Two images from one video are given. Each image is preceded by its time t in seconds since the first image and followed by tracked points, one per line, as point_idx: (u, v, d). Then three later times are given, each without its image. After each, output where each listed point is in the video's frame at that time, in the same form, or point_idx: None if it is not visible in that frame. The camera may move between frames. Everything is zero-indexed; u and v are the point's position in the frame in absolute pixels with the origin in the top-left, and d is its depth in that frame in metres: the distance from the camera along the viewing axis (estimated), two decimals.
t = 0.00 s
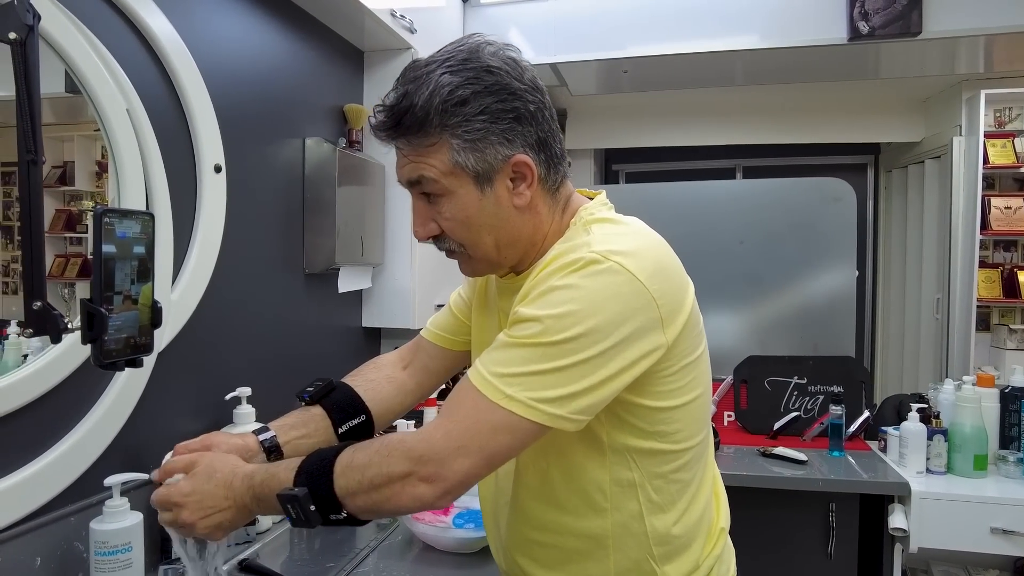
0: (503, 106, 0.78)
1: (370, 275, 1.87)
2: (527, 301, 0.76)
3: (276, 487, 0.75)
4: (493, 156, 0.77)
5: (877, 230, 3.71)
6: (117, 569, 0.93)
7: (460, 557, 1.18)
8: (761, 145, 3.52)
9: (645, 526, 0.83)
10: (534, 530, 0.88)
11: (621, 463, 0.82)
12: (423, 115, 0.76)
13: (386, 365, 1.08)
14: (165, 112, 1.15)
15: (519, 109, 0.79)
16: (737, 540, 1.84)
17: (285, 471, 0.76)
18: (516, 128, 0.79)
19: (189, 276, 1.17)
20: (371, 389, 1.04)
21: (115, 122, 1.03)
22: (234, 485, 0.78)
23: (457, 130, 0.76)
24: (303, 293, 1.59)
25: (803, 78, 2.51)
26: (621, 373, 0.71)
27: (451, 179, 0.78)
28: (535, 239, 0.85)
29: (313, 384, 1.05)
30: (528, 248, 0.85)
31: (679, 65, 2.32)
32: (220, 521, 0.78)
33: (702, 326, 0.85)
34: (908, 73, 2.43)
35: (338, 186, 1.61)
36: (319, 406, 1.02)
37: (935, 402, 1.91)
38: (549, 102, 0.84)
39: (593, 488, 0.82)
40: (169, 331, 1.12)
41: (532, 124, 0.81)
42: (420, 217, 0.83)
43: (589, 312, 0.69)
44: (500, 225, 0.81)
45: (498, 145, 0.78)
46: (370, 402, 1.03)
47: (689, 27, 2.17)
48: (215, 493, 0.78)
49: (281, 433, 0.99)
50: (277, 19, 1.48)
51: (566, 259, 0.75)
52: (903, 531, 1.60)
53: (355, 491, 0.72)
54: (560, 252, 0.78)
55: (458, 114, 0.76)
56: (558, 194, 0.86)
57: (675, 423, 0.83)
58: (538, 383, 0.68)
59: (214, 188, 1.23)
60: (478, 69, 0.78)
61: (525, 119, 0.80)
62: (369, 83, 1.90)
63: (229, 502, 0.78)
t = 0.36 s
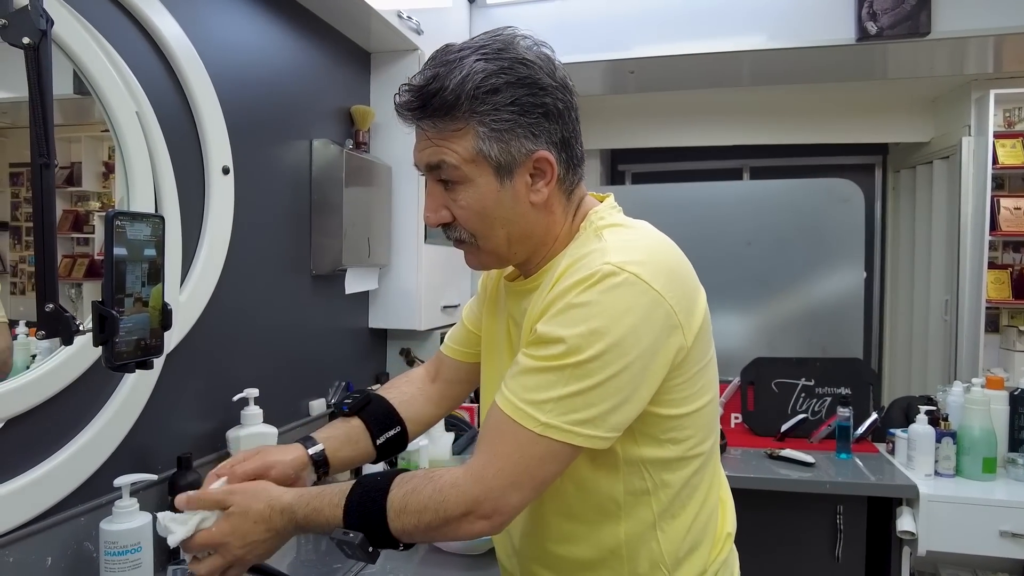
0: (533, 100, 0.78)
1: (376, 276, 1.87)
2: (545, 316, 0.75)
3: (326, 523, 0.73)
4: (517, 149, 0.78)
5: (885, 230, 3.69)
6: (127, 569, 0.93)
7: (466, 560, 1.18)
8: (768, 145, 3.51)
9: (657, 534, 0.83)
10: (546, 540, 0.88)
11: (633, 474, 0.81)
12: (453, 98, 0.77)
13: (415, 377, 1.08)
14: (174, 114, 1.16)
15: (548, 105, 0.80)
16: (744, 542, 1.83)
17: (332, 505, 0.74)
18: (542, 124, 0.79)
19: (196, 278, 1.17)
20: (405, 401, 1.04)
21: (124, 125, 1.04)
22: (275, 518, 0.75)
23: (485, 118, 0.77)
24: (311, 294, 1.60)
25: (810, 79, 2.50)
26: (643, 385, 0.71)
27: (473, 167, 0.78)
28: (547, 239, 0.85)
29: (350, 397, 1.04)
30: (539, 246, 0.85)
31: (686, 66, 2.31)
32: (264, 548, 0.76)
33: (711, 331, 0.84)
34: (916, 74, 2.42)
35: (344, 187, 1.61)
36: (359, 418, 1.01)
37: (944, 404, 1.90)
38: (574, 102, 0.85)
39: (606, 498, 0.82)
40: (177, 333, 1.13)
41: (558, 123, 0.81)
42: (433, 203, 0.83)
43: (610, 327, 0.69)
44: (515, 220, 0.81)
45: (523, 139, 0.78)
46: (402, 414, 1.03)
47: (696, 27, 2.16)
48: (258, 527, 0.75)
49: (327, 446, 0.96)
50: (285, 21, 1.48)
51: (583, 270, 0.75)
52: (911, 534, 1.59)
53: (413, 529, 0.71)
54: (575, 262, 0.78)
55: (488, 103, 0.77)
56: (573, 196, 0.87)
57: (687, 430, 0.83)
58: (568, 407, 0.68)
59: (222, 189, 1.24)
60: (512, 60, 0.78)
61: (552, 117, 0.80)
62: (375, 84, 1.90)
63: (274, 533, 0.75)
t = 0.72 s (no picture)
0: (534, 102, 0.79)
1: (381, 277, 1.88)
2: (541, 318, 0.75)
3: (319, 523, 0.75)
4: (517, 151, 0.78)
5: (889, 230, 3.68)
6: (133, 567, 0.94)
7: (471, 559, 1.19)
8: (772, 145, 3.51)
9: (656, 534, 0.84)
10: (548, 542, 0.88)
11: (633, 474, 0.82)
12: (454, 99, 0.77)
13: (409, 387, 1.08)
14: (179, 116, 1.17)
15: (549, 108, 0.80)
16: (748, 542, 1.83)
17: (325, 505, 0.75)
18: (543, 126, 0.80)
19: (202, 278, 1.18)
20: (397, 410, 1.05)
21: (131, 126, 1.04)
22: (270, 518, 0.78)
23: (485, 119, 0.77)
24: (315, 295, 1.60)
25: (814, 79, 2.50)
26: (638, 387, 0.72)
27: (473, 168, 0.79)
28: (544, 242, 0.86)
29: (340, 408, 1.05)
30: (536, 249, 0.86)
31: (690, 66, 2.31)
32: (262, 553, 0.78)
33: (708, 332, 0.85)
34: (921, 74, 2.41)
35: (349, 188, 1.63)
36: (349, 430, 1.01)
37: (948, 405, 1.89)
38: (574, 105, 0.85)
39: (606, 499, 0.82)
40: (182, 333, 1.13)
41: (558, 126, 0.81)
42: (431, 205, 0.83)
43: (605, 330, 0.69)
44: (513, 222, 0.81)
45: (522, 142, 0.78)
46: (396, 426, 1.03)
47: (700, 28, 2.16)
48: (256, 530, 0.78)
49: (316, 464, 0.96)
50: (290, 23, 1.49)
51: (578, 273, 0.75)
52: (915, 534, 1.59)
53: (405, 529, 0.72)
54: (571, 265, 0.78)
55: (488, 104, 0.77)
56: (572, 199, 0.87)
57: (685, 431, 0.83)
58: (561, 408, 0.69)
59: (227, 190, 1.25)
60: (513, 62, 0.79)
61: (552, 120, 0.81)
62: (379, 85, 1.91)
63: (271, 535, 0.77)
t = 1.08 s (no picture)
0: (496, 116, 0.78)
1: (383, 277, 1.88)
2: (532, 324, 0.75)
3: (305, 522, 0.74)
4: (489, 167, 0.78)
5: (893, 230, 3.67)
6: (136, 565, 0.94)
7: (473, 558, 1.19)
8: (776, 144, 3.50)
9: (655, 535, 0.84)
10: (547, 544, 0.88)
11: (631, 476, 0.82)
12: (415, 130, 0.77)
13: (400, 385, 1.08)
14: (182, 116, 1.17)
15: (512, 117, 0.79)
16: (750, 542, 1.83)
17: (312, 507, 0.75)
18: (511, 138, 0.79)
19: (205, 277, 1.18)
20: (390, 408, 1.05)
21: (133, 127, 1.05)
22: (260, 515, 0.78)
23: (450, 143, 0.77)
24: (318, 294, 1.61)
25: (818, 78, 2.49)
26: (630, 389, 0.72)
27: (447, 192, 0.78)
28: (533, 250, 0.85)
29: (330, 404, 1.05)
30: (527, 257, 0.86)
31: (693, 65, 2.31)
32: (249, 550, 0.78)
33: (705, 332, 0.85)
34: (925, 73, 2.41)
35: (351, 188, 1.64)
36: (341, 426, 1.02)
37: (951, 405, 1.89)
38: (542, 108, 0.84)
39: (604, 501, 0.83)
40: (186, 331, 1.14)
41: (527, 133, 0.81)
42: (418, 233, 0.83)
43: (597, 331, 0.69)
44: (498, 235, 0.81)
45: (493, 156, 0.78)
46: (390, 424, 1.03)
47: (704, 28, 2.16)
48: (245, 526, 0.78)
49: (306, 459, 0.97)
50: (293, 23, 1.50)
51: (569, 276, 0.75)
52: (918, 535, 1.58)
53: (388, 531, 0.72)
54: (564, 268, 0.79)
55: (451, 127, 0.77)
56: (555, 202, 0.87)
57: (681, 433, 0.83)
58: (552, 411, 0.69)
59: (230, 190, 1.25)
60: (469, 80, 0.78)
61: (520, 128, 0.80)
62: (382, 85, 1.91)
63: (259, 533, 0.77)
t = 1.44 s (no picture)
0: (500, 111, 0.78)
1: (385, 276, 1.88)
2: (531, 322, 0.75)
3: (303, 512, 0.75)
4: (493, 161, 0.78)
5: (896, 229, 3.66)
6: (138, 564, 0.94)
7: (474, 558, 1.19)
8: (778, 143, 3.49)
9: (657, 535, 0.84)
10: (548, 545, 0.88)
11: (632, 475, 0.82)
12: (419, 123, 0.76)
13: (402, 387, 1.09)
14: (184, 115, 1.17)
15: (516, 113, 0.80)
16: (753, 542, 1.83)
17: (310, 498, 0.76)
18: (514, 133, 0.79)
19: (207, 276, 1.19)
20: (392, 409, 1.05)
21: (136, 126, 1.05)
22: (259, 506, 0.78)
23: (455, 136, 0.76)
24: (320, 293, 1.61)
25: (821, 77, 2.49)
26: (628, 387, 0.71)
27: (451, 186, 0.78)
28: (533, 247, 0.85)
29: (333, 406, 1.06)
30: (527, 254, 0.85)
31: (696, 64, 2.31)
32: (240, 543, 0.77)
33: (706, 331, 0.85)
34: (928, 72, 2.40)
35: (352, 188, 1.64)
36: (343, 429, 1.03)
37: (954, 404, 1.88)
38: (542, 105, 0.85)
39: (605, 501, 0.82)
40: (187, 330, 1.14)
41: (529, 129, 0.81)
42: (418, 229, 0.82)
43: (594, 328, 0.69)
44: (500, 230, 0.81)
45: (497, 151, 0.78)
46: (392, 426, 1.04)
47: (706, 27, 2.16)
48: (241, 517, 0.78)
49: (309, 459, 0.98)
50: (295, 23, 1.50)
51: (567, 274, 0.75)
52: (921, 535, 1.58)
53: (384, 525, 0.72)
54: (562, 266, 0.78)
55: (455, 121, 0.76)
56: (554, 200, 0.87)
57: (681, 432, 0.83)
58: (551, 408, 0.69)
59: (232, 189, 1.25)
60: (473, 74, 0.78)
61: (522, 124, 0.81)
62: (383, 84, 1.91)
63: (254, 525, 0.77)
